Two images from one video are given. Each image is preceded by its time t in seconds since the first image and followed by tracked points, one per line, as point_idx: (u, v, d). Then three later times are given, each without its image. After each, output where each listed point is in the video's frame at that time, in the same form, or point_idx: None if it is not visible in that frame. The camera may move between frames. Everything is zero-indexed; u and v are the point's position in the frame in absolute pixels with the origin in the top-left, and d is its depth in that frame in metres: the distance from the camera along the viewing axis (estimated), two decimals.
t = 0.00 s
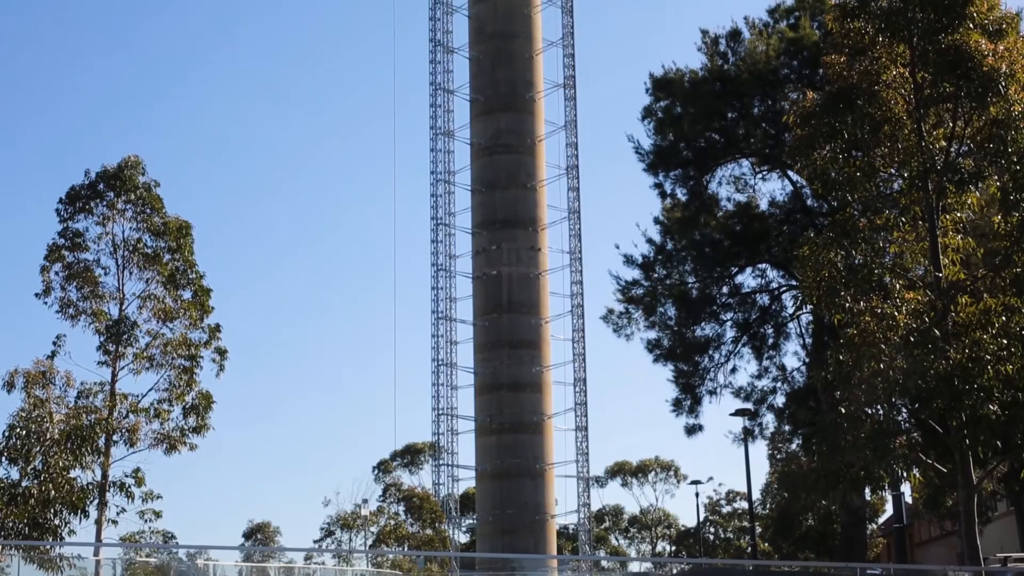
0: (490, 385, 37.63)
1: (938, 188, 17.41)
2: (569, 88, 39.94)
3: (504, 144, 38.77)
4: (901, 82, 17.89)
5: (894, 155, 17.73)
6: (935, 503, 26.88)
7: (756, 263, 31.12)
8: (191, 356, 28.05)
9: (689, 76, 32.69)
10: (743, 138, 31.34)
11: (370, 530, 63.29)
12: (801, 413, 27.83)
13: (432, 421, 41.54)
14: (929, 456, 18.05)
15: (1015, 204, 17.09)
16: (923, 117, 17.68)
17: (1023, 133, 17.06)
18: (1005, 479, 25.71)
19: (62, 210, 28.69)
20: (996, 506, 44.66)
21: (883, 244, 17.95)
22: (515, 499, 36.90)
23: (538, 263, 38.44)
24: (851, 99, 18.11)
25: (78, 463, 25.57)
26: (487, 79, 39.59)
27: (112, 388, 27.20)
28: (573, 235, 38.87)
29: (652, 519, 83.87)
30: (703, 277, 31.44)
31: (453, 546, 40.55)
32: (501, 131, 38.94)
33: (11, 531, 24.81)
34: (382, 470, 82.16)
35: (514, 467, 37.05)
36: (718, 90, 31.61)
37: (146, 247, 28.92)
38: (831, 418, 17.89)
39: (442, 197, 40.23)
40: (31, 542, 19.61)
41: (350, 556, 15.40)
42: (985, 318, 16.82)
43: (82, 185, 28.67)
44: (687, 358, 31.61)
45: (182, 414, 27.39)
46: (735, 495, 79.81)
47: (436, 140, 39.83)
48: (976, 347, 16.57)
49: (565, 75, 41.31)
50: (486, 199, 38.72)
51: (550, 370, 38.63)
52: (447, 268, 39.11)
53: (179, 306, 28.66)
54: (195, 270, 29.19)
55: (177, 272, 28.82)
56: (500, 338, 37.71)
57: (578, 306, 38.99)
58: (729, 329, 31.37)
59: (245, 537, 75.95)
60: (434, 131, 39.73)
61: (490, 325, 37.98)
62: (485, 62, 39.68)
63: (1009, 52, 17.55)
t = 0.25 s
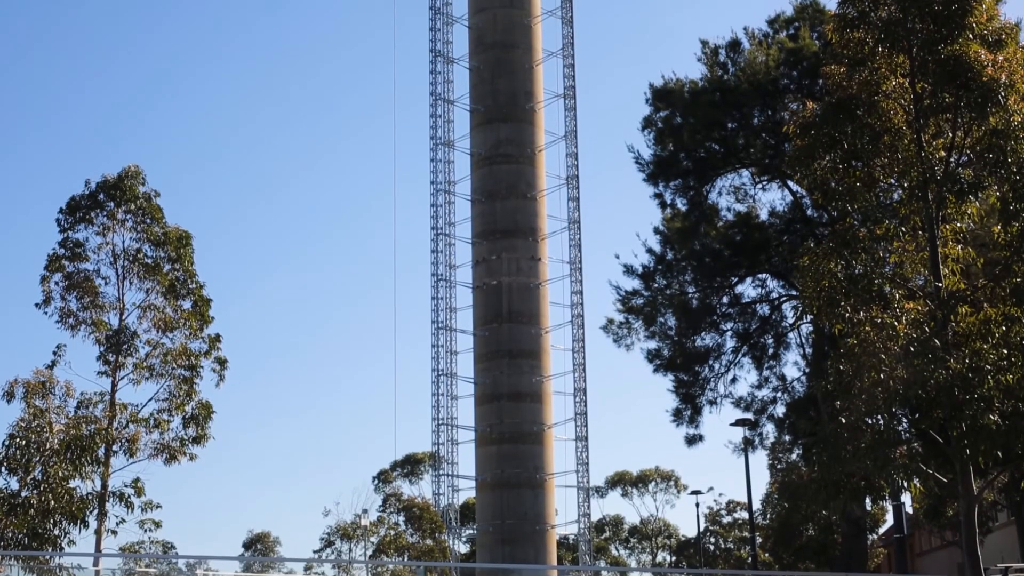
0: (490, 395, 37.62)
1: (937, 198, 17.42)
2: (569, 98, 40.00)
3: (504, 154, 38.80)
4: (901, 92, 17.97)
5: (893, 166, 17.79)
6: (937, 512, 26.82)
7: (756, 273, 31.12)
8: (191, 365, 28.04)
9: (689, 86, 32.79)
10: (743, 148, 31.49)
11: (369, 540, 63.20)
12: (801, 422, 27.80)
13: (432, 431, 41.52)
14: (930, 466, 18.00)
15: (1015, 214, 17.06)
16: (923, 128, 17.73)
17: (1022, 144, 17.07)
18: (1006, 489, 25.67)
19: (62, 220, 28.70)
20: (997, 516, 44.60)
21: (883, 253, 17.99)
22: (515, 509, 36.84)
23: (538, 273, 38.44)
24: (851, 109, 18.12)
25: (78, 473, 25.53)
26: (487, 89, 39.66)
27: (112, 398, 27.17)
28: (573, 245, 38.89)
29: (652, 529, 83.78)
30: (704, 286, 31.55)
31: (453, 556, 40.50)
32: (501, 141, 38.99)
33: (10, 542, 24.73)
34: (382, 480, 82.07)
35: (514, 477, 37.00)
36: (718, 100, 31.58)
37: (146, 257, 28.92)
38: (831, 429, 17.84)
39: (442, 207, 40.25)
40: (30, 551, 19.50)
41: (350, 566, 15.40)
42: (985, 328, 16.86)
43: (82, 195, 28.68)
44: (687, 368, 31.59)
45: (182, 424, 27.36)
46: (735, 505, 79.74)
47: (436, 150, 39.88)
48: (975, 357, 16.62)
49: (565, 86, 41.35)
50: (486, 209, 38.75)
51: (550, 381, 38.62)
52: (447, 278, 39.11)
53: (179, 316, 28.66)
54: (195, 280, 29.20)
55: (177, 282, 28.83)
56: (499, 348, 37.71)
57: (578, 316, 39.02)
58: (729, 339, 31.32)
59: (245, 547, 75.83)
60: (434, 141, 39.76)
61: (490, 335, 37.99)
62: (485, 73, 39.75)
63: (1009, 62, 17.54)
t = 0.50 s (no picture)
0: (490, 406, 37.60)
1: (937, 209, 17.42)
2: (569, 109, 40.03)
3: (504, 165, 38.82)
4: (901, 104, 18.00)
5: (893, 177, 17.82)
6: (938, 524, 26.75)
7: (756, 284, 31.08)
8: (191, 376, 28.02)
9: (689, 97, 32.84)
10: (743, 159, 31.56)
11: (369, 552, 63.11)
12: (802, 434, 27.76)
13: (432, 442, 41.50)
14: (931, 478, 17.89)
15: (1014, 225, 17.07)
16: (923, 138, 17.71)
17: (1022, 155, 17.05)
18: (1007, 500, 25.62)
19: (63, 231, 28.71)
20: (998, 527, 44.51)
21: (883, 264, 18.16)
22: (515, 520, 36.79)
23: (538, 284, 38.44)
24: (851, 121, 18.14)
25: (77, 484, 25.50)
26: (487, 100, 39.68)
27: (112, 408, 27.13)
28: (573, 255, 38.88)
29: (652, 541, 83.66)
30: (704, 297, 31.53)
31: (454, 568, 40.43)
32: (501, 152, 39.01)
33: (10, 553, 24.69)
34: (382, 491, 81.99)
35: (514, 489, 36.95)
36: (717, 111, 31.72)
37: (146, 268, 28.93)
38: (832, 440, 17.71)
39: (442, 218, 40.25)
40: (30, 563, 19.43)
41: None
42: (986, 339, 16.88)
43: (83, 206, 28.70)
44: (688, 379, 31.58)
45: (182, 435, 27.34)
46: (735, 516, 79.63)
47: (437, 161, 39.91)
48: (976, 368, 16.54)
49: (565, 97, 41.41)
50: (486, 220, 38.75)
51: (550, 392, 38.58)
52: (447, 289, 39.10)
53: (179, 327, 28.66)
54: (195, 291, 29.20)
55: (177, 293, 28.83)
56: (500, 359, 37.69)
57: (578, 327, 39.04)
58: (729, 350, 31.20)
59: (244, 559, 75.72)
60: (435, 152, 39.79)
61: (490, 346, 37.98)
62: (485, 84, 39.77)
63: (1008, 74, 17.51)
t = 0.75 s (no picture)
0: (489, 417, 37.57)
1: (937, 220, 17.31)
2: (569, 120, 40.06)
3: (504, 176, 38.85)
4: (901, 115, 18.02)
5: (892, 188, 17.92)
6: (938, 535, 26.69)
7: (756, 294, 31.06)
8: (191, 388, 28.01)
9: (689, 108, 32.89)
10: (743, 169, 31.68)
11: (369, 563, 63.02)
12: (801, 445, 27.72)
13: (432, 453, 41.48)
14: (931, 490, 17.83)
15: (1014, 236, 17.02)
16: (922, 149, 17.73)
17: (1021, 166, 17.00)
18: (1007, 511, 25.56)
19: (63, 242, 28.72)
20: (998, 539, 44.41)
21: (883, 275, 18.22)
22: (515, 531, 36.73)
23: (538, 294, 38.44)
24: (850, 132, 18.22)
25: (77, 495, 25.46)
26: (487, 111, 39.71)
27: (112, 419, 27.08)
28: (573, 266, 38.89)
29: (653, 552, 83.54)
30: (704, 308, 31.57)
31: None
32: (501, 163, 39.04)
33: (9, 564, 24.64)
34: (382, 502, 81.91)
35: (514, 499, 36.90)
36: (717, 122, 31.76)
37: (146, 279, 28.93)
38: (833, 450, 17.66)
39: (442, 228, 40.27)
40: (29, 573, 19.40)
41: None
42: (986, 350, 16.90)
43: (83, 217, 28.72)
44: (687, 390, 31.58)
45: (181, 446, 27.31)
46: (736, 527, 79.51)
47: (436, 171, 39.94)
48: (976, 380, 16.49)
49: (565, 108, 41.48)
50: (486, 231, 38.76)
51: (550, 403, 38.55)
52: (447, 300, 39.11)
53: (179, 338, 28.65)
54: (195, 302, 29.20)
55: (177, 303, 28.83)
56: (499, 370, 37.67)
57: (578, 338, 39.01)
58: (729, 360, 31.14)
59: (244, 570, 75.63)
60: (435, 163, 39.83)
61: (489, 357, 37.96)
62: (485, 95, 39.81)
63: (1007, 85, 17.49)
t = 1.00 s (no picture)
0: (489, 428, 37.53)
1: (937, 231, 17.33)
2: (569, 131, 40.10)
3: (504, 187, 38.88)
4: (900, 126, 18.08)
5: (892, 200, 17.93)
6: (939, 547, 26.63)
7: (756, 306, 31.10)
8: (190, 399, 27.99)
9: (688, 120, 32.95)
10: (743, 181, 31.69)
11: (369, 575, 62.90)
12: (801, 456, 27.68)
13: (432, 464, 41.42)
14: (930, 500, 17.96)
15: (1014, 247, 16.99)
16: (922, 161, 17.78)
17: (1021, 177, 17.03)
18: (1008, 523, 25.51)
19: (63, 253, 28.72)
20: (999, 551, 44.34)
21: (882, 286, 18.35)
22: (515, 543, 36.67)
23: (538, 305, 38.43)
24: (850, 143, 18.26)
25: (76, 507, 25.42)
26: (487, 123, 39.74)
27: (111, 431, 27.04)
28: (573, 277, 38.89)
29: (652, 563, 83.41)
30: (704, 319, 31.58)
31: None
32: (500, 174, 39.06)
33: None
34: (382, 514, 81.81)
35: (514, 511, 36.84)
36: (716, 133, 31.81)
37: (146, 290, 28.93)
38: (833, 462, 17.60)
39: (442, 240, 40.26)
40: None
41: None
42: (986, 362, 16.87)
43: (83, 228, 28.73)
44: (687, 402, 31.53)
45: (181, 457, 27.27)
46: (736, 539, 79.39)
47: (436, 183, 39.96)
48: (976, 391, 16.52)
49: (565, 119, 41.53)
50: (486, 242, 38.76)
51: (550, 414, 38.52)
52: (447, 311, 39.09)
53: (179, 349, 28.64)
54: (195, 313, 29.20)
55: (177, 315, 28.82)
56: (499, 381, 37.65)
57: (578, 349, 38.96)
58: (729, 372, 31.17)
59: None
60: (434, 174, 39.85)
61: (489, 368, 37.93)
62: (485, 106, 39.84)
63: (1006, 96, 17.55)
